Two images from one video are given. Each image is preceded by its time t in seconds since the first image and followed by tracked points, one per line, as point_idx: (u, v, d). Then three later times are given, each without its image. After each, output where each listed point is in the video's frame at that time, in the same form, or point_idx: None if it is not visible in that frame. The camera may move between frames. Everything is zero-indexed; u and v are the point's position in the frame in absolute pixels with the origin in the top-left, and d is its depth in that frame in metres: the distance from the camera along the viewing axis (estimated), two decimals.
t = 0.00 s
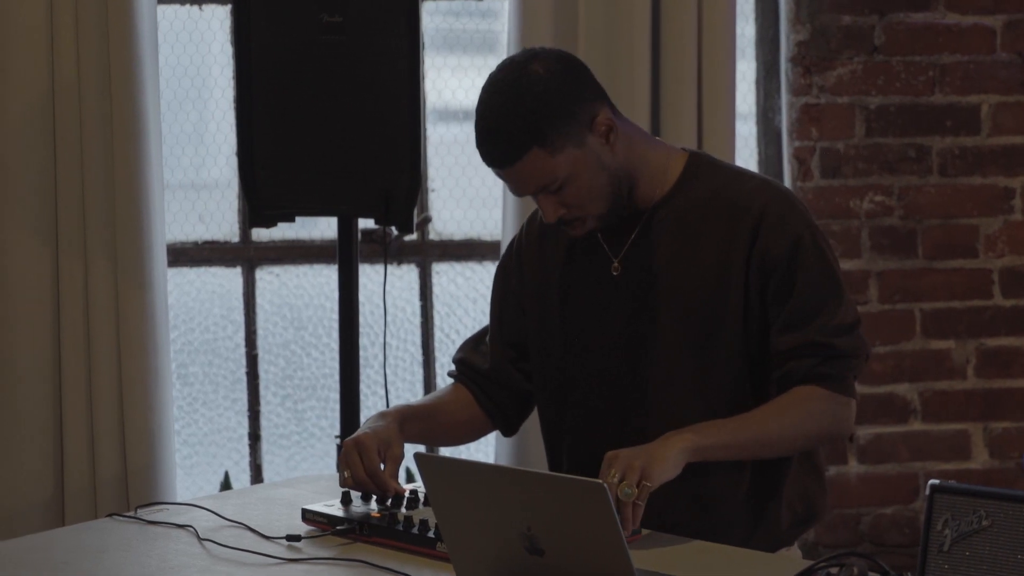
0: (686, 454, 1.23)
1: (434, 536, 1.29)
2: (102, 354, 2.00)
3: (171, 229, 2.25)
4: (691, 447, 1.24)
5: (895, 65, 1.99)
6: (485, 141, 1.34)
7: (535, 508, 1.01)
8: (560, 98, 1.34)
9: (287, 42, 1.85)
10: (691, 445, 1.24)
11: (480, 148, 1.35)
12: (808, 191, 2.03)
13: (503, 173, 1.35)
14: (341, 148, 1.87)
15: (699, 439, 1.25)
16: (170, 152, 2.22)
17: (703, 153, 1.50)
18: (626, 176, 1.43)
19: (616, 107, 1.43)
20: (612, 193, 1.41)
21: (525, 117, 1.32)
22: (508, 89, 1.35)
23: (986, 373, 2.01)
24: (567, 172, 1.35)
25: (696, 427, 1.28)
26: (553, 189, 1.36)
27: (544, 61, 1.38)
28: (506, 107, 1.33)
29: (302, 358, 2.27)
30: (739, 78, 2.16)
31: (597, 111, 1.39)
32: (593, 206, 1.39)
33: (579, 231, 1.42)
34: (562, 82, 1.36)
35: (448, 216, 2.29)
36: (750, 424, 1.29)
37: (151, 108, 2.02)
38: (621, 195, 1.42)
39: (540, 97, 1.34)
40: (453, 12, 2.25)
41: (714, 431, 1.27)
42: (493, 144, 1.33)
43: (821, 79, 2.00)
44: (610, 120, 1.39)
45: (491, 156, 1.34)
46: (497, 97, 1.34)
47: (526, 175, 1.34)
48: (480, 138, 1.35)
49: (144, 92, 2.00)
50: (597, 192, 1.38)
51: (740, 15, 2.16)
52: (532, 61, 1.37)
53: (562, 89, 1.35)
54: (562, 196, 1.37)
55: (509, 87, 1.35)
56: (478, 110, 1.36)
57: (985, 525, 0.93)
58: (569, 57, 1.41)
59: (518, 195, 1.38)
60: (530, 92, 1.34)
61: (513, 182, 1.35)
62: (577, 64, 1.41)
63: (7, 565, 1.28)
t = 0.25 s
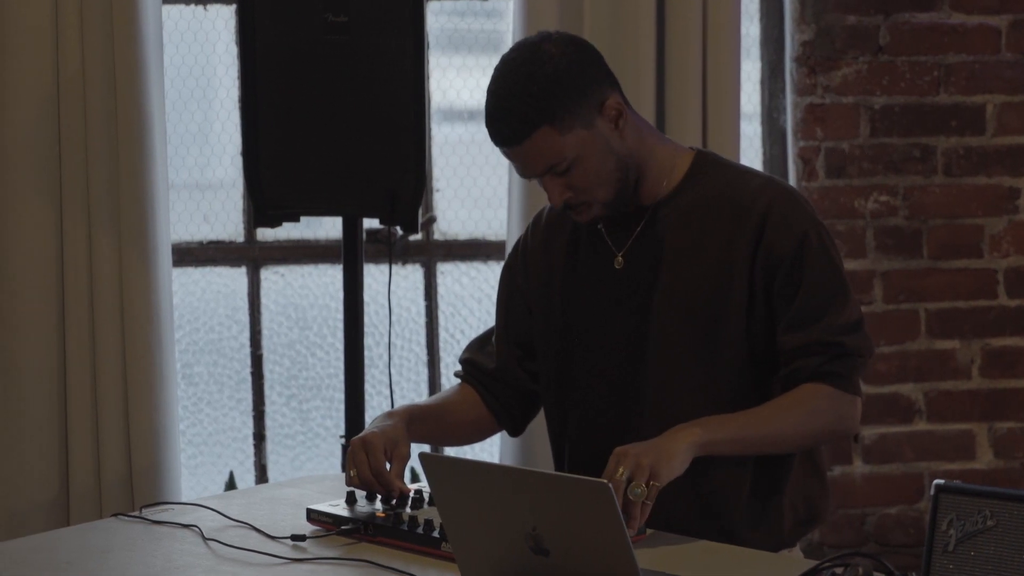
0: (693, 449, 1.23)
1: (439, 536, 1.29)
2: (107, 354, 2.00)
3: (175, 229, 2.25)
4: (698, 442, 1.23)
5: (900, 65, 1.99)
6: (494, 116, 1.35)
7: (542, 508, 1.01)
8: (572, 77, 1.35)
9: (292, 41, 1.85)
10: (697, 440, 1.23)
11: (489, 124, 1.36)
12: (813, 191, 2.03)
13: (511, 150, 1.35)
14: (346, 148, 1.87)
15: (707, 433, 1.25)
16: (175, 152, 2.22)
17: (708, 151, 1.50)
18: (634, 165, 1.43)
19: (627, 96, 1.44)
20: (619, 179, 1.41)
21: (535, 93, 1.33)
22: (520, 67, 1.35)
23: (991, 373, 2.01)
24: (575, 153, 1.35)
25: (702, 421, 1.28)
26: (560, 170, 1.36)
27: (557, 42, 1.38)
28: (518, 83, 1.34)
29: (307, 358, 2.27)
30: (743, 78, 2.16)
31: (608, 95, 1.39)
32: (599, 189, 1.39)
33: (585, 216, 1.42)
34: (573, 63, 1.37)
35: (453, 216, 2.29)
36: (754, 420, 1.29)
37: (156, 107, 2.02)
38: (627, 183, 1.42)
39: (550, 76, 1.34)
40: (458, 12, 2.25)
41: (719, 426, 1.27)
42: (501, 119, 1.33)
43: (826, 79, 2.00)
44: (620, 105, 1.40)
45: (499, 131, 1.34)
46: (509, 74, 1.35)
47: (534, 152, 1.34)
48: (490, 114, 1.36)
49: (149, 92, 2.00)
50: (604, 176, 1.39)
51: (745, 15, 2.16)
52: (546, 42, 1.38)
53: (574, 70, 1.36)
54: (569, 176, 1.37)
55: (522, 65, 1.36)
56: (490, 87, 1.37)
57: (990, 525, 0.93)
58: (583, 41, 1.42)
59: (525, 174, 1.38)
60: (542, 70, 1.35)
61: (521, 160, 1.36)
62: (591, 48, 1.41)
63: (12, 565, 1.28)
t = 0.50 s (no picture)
0: (694, 450, 1.23)
1: (440, 536, 1.29)
2: (108, 354, 2.00)
3: (176, 229, 2.25)
4: (700, 442, 1.23)
5: (901, 65, 1.99)
6: (489, 140, 1.33)
7: (543, 508, 1.01)
8: (566, 97, 1.34)
9: (293, 41, 1.85)
10: (700, 440, 1.23)
11: (484, 147, 1.34)
12: (814, 191, 2.03)
13: (507, 172, 1.34)
14: (347, 148, 1.87)
15: (709, 434, 1.25)
16: (175, 152, 2.22)
17: (706, 152, 1.50)
18: (629, 176, 1.43)
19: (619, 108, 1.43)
20: (615, 193, 1.41)
21: (531, 115, 1.32)
22: (513, 87, 1.34)
23: (992, 373, 2.01)
24: (572, 170, 1.34)
25: (705, 421, 1.28)
26: (558, 188, 1.35)
27: (547, 60, 1.37)
28: (512, 105, 1.32)
29: (308, 358, 2.27)
30: (744, 78, 2.16)
31: (600, 111, 1.39)
32: (596, 205, 1.39)
33: (582, 232, 1.42)
34: (565, 80, 1.36)
35: (453, 216, 2.29)
36: (756, 420, 1.29)
37: (158, 108, 2.02)
38: (623, 195, 1.42)
39: (545, 95, 1.33)
40: (459, 12, 2.25)
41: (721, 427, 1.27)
42: (498, 143, 1.32)
43: (827, 79, 2.00)
44: (614, 120, 1.39)
45: (495, 154, 1.33)
46: (502, 96, 1.34)
47: (531, 174, 1.33)
48: (484, 137, 1.34)
49: (150, 92, 2.00)
50: (600, 191, 1.38)
51: (746, 15, 2.16)
52: (536, 60, 1.37)
53: (567, 88, 1.35)
54: (567, 194, 1.36)
55: (514, 85, 1.34)
56: (482, 108, 1.35)
57: (991, 524, 0.93)
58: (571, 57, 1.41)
59: (521, 194, 1.37)
60: (535, 90, 1.34)
61: (519, 181, 1.34)
62: (579, 64, 1.41)
63: (13, 565, 1.28)
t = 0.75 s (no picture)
0: (691, 449, 1.23)
1: (442, 535, 1.29)
2: (109, 354, 2.00)
3: (178, 229, 2.25)
4: (697, 443, 1.24)
5: (902, 64, 1.99)
6: (494, 130, 1.34)
7: (544, 508, 1.01)
8: (571, 88, 1.35)
9: (294, 41, 1.85)
10: (696, 441, 1.23)
11: (489, 139, 1.35)
12: (815, 190, 2.03)
13: (512, 162, 1.34)
14: (348, 148, 1.87)
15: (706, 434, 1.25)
16: (177, 151, 2.22)
17: (707, 151, 1.50)
18: (634, 170, 1.43)
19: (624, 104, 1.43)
20: (621, 186, 1.40)
21: (535, 105, 1.32)
22: (517, 79, 1.35)
23: (993, 373, 2.01)
24: (577, 161, 1.34)
25: (704, 422, 1.28)
26: (562, 180, 1.35)
27: (552, 53, 1.38)
28: (516, 96, 1.33)
29: (309, 358, 2.27)
30: (745, 78, 2.16)
31: (606, 103, 1.39)
32: (601, 198, 1.38)
33: (586, 225, 1.41)
34: (571, 72, 1.37)
35: (454, 215, 2.29)
36: (756, 419, 1.29)
37: (159, 108, 2.02)
38: (628, 188, 1.42)
39: (550, 86, 1.34)
40: (460, 11, 2.25)
41: (720, 427, 1.27)
42: (502, 133, 1.33)
43: (828, 78, 2.00)
44: (619, 113, 1.40)
45: (500, 144, 1.33)
46: (507, 87, 1.35)
47: (536, 164, 1.33)
48: (489, 128, 1.35)
49: (152, 92, 2.00)
50: (606, 184, 1.38)
51: (747, 15, 2.16)
52: (541, 54, 1.38)
53: (572, 80, 1.36)
54: (572, 186, 1.36)
55: (519, 77, 1.35)
56: (488, 98, 1.36)
57: (992, 524, 0.93)
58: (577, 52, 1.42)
59: (527, 186, 1.37)
60: (540, 81, 1.34)
61: (523, 172, 1.35)
62: (585, 59, 1.41)
63: (15, 564, 1.28)
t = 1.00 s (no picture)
0: (690, 447, 1.23)
1: (443, 535, 1.29)
2: (110, 354, 2.00)
3: (179, 229, 2.25)
4: (694, 440, 1.23)
5: (903, 64, 1.99)
6: (500, 118, 1.33)
7: (546, 508, 1.01)
8: (580, 79, 1.35)
9: (295, 41, 1.85)
10: (694, 437, 1.23)
11: (495, 127, 1.35)
12: (816, 190, 2.03)
13: (516, 151, 1.34)
14: (349, 148, 1.87)
15: (704, 432, 1.25)
16: (177, 151, 2.22)
17: (710, 151, 1.50)
18: (638, 165, 1.42)
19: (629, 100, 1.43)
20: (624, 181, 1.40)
21: (542, 93, 1.32)
22: (526, 68, 1.35)
23: (994, 372, 2.01)
24: (582, 154, 1.34)
25: (703, 420, 1.28)
26: (567, 173, 1.35)
27: (560, 44, 1.38)
28: (524, 84, 1.33)
29: (311, 358, 2.27)
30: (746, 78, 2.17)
31: (612, 97, 1.39)
32: (604, 192, 1.38)
33: (588, 219, 1.41)
34: (579, 64, 1.36)
35: (455, 215, 2.29)
36: (755, 417, 1.28)
37: (160, 107, 2.02)
38: (630, 184, 1.42)
39: (558, 76, 1.34)
40: (461, 11, 2.25)
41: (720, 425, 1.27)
42: (507, 121, 1.32)
43: (829, 78, 2.00)
44: (625, 107, 1.39)
45: (505, 133, 1.33)
46: (515, 75, 1.35)
47: (540, 154, 1.33)
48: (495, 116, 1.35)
49: (153, 93, 2.00)
50: (609, 178, 1.38)
51: (748, 15, 2.16)
52: (551, 44, 1.38)
53: (582, 72, 1.36)
54: (575, 178, 1.36)
55: (527, 66, 1.35)
56: (495, 87, 1.36)
57: (993, 524, 0.93)
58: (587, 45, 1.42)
59: (530, 175, 1.37)
60: (549, 71, 1.34)
61: (527, 163, 1.34)
62: (596, 52, 1.41)
63: (15, 564, 1.28)
